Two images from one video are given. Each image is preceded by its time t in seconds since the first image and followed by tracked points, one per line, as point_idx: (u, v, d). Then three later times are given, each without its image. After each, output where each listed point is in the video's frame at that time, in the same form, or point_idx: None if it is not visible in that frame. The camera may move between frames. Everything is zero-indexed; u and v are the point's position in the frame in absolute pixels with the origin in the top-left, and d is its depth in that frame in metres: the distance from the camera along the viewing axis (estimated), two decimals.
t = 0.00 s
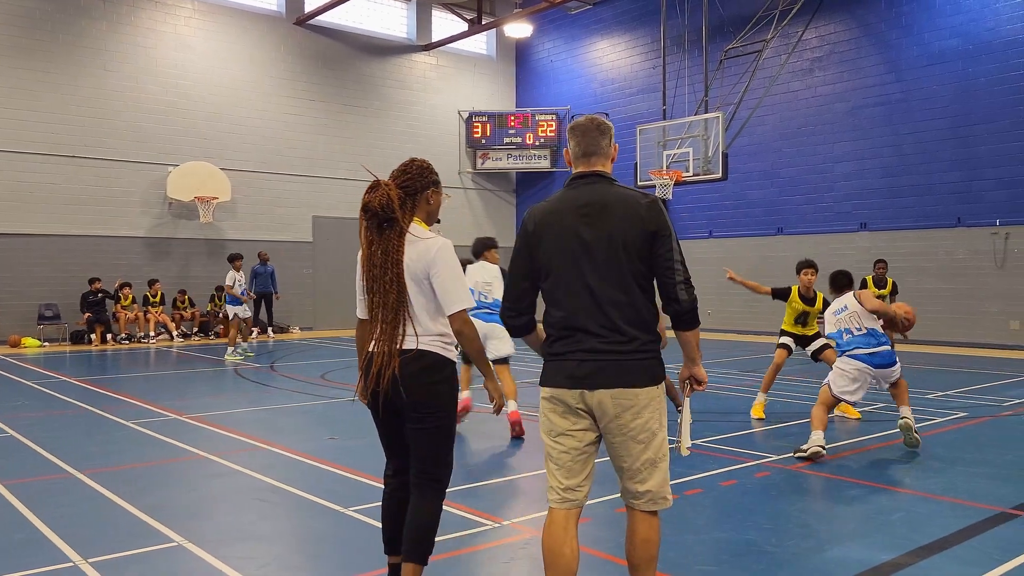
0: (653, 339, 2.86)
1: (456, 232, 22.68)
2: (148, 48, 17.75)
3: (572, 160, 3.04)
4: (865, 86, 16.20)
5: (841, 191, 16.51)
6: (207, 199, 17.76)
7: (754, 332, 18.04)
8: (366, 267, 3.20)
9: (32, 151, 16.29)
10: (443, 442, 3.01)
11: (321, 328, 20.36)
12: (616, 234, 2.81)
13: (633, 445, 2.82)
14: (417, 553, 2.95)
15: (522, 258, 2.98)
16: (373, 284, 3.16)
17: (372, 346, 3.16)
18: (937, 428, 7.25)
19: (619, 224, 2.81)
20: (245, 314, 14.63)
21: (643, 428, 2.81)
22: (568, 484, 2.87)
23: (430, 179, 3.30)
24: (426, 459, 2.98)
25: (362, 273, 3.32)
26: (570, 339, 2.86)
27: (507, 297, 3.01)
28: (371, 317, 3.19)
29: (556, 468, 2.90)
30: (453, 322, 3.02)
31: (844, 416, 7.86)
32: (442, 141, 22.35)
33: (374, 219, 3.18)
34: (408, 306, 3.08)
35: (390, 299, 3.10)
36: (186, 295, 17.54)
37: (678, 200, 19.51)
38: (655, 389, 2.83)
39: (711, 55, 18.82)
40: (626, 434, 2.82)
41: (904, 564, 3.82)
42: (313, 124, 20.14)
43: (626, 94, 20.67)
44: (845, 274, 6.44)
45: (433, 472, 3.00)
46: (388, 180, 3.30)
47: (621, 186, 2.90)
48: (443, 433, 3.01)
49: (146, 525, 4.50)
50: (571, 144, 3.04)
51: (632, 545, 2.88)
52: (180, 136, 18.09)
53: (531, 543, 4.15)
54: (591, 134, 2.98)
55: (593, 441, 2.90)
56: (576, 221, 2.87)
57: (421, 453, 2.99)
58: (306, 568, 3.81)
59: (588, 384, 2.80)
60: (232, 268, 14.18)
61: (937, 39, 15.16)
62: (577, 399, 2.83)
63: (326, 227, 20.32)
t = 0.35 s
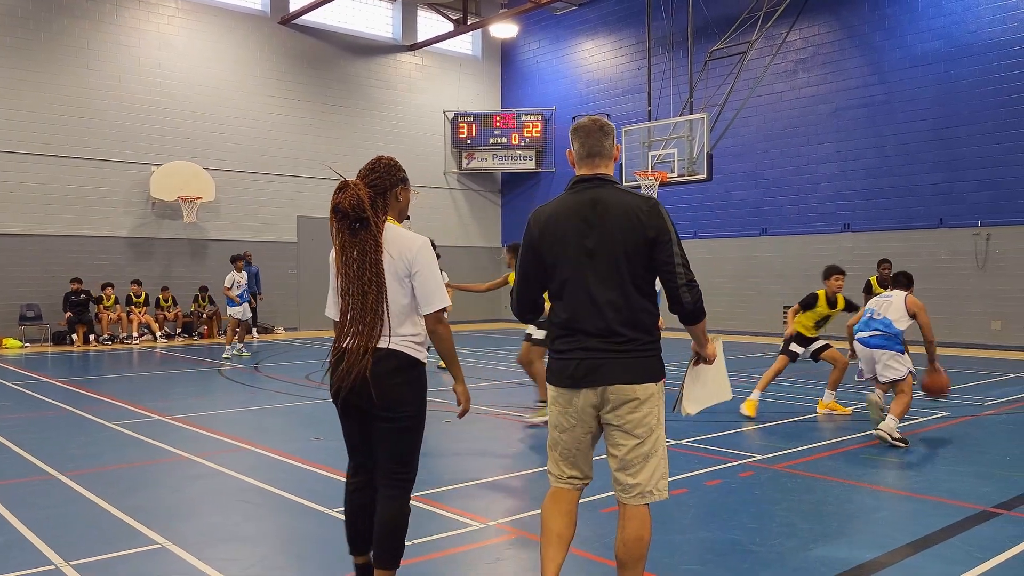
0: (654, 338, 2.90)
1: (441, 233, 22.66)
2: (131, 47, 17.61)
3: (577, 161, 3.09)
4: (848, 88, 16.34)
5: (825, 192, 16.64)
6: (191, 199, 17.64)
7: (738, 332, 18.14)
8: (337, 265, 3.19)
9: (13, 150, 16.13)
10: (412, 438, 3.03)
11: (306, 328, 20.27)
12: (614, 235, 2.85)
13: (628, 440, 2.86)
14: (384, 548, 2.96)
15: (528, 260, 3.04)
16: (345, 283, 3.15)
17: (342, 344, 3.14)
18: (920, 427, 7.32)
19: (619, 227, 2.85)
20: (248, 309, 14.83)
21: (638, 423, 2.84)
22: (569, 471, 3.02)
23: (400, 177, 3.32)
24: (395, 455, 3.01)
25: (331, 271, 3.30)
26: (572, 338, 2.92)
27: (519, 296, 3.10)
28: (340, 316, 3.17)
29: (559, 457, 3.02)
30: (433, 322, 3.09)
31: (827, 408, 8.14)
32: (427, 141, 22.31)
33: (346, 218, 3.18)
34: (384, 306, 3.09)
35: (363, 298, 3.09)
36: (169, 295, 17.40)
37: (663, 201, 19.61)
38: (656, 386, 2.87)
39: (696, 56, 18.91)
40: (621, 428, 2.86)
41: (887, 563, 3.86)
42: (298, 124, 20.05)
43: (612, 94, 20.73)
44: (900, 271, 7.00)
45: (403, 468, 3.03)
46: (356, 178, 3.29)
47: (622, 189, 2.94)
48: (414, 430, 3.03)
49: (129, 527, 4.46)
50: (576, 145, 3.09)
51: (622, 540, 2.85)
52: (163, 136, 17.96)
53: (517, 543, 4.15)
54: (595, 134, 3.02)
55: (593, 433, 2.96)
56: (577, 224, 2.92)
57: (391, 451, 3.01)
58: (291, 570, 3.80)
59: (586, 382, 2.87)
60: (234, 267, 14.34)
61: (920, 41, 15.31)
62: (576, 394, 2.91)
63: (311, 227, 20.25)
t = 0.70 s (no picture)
0: (631, 339, 2.95)
1: (430, 233, 22.66)
2: (119, 46, 17.50)
3: (556, 166, 3.12)
4: (835, 89, 16.44)
5: (812, 193, 16.74)
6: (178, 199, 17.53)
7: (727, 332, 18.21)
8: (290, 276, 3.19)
9: None
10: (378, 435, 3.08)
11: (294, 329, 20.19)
12: (592, 238, 2.89)
13: (603, 434, 2.89)
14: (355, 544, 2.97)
15: (509, 262, 3.08)
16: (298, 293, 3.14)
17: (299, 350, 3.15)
18: (905, 427, 7.36)
19: (597, 232, 2.89)
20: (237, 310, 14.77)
21: (614, 419, 2.87)
22: (551, 466, 3.05)
23: (348, 185, 3.34)
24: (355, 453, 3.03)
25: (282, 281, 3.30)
26: (551, 340, 2.96)
27: (500, 300, 3.13)
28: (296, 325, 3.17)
29: (541, 451, 3.07)
30: (380, 324, 3.11)
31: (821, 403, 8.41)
32: (416, 142, 22.29)
33: (295, 228, 3.18)
34: (339, 312, 3.10)
35: (318, 306, 3.10)
36: (157, 295, 17.30)
37: (652, 202, 19.68)
38: (628, 382, 2.89)
39: (685, 57, 18.98)
40: (597, 423, 2.90)
41: (873, 562, 3.88)
42: (285, 123, 19.98)
43: (600, 95, 20.78)
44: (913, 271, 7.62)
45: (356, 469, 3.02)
46: (303, 189, 3.31)
47: (602, 195, 2.97)
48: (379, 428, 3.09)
49: (116, 528, 4.43)
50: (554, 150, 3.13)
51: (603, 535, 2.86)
52: (151, 135, 17.86)
53: (505, 544, 4.16)
54: (571, 141, 3.06)
55: (572, 429, 3.02)
56: (555, 228, 2.96)
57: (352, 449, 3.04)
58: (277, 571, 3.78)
59: (564, 379, 2.91)
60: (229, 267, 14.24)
61: (906, 43, 15.42)
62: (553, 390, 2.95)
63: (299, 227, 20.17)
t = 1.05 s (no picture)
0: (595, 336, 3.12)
1: (416, 233, 22.61)
2: (101, 44, 17.34)
3: (520, 172, 3.26)
4: (818, 90, 16.57)
5: (796, 194, 16.85)
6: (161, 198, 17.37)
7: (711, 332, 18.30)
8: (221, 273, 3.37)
9: None
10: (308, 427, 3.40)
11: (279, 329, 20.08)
12: (555, 241, 3.04)
13: (576, 429, 3.07)
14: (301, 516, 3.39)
15: (477, 267, 3.23)
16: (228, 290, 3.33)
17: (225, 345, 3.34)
18: (887, 426, 7.43)
19: (557, 235, 3.04)
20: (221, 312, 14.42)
21: (585, 415, 3.06)
22: (525, 459, 3.16)
23: (283, 190, 3.54)
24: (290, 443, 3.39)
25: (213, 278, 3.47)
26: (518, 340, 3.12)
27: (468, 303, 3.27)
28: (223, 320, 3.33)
29: (514, 446, 3.20)
30: (308, 324, 3.34)
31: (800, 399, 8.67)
32: (402, 142, 22.24)
33: (228, 229, 3.36)
34: (269, 309, 3.32)
35: (248, 303, 3.29)
36: (140, 295, 17.15)
37: (638, 202, 19.74)
38: (596, 379, 3.07)
39: (669, 58, 19.05)
40: (570, 418, 3.07)
41: (855, 560, 3.91)
42: (269, 122, 19.86)
43: (586, 95, 20.81)
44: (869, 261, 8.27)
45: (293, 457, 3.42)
46: (240, 193, 3.50)
47: (562, 199, 3.12)
48: (307, 419, 3.38)
49: (98, 531, 4.38)
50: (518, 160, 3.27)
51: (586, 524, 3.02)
52: (133, 134, 17.71)
53: (490, 544, 4.16)
54: (534, 149, 3.19)
55: (545, 422, 3.16)
56: (521, 232, 3.11)
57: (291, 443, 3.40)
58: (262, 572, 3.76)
59: (533, 376, 3.07)
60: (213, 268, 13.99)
61: (888, 45, 15.56)
62: (524, 386, 3.11)
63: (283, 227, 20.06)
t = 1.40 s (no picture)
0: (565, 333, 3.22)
1: (396, 233, 22.53)
2: (77, 42, 17.12)
3: (488, 176, 3.32)
4: (796, 91, 16.71)
5: (774, 195, 16.99)
6: (137, 197, 17.15)
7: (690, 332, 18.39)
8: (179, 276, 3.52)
9: None
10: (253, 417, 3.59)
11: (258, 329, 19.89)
12: (526, 240, 3.12)
13: (551, 424, 3.20)
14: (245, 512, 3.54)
15: (448, 269, 3.29)
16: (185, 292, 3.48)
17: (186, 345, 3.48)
18: (864, 424, 7.51)
19: (526, 236, 3.12)
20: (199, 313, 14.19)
21: (560, 411, 3.20)
22: (502, 456, 3.16)
23: (236, 194, 3.65)
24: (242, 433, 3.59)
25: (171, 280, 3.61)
26: (491, 338, 3.20)
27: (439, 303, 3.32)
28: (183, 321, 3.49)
29: (488, 444, 3.19)
30: (258, 324, 3.46)
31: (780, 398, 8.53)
32: (382, 142, 22.15)
33: (183, 234, 3.53)
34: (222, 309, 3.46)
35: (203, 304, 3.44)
36: (115, 295, 16.93)
37: (618, 203, 19.81)
38: (568, 377, 3.21)
39: (649, 59, 19.13)
40: (547, 414, 3.18)
41: (833, 558, 3.94)
42: (248, 121, 19.71)
43: (566, 96, 20.85)
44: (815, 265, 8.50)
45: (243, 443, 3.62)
46: (195, 197, 3.63)
47: (530, 200, 3.19)
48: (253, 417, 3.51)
49: (72, 534, 4.32)
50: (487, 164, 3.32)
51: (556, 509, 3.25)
52: (109, 132, 17.48)
53: (469, 544, 4.15)
54: (502, 154, 3.22)
55: (520, 421, 3.21)
56: (491, 232, 3.18)
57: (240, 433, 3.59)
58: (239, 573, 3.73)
59: (509, 374, 3.13)
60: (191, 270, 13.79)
61: (865, 48, 15.74)
62: (501, 384, 3.16)
63: (262, 227, 19.89)
